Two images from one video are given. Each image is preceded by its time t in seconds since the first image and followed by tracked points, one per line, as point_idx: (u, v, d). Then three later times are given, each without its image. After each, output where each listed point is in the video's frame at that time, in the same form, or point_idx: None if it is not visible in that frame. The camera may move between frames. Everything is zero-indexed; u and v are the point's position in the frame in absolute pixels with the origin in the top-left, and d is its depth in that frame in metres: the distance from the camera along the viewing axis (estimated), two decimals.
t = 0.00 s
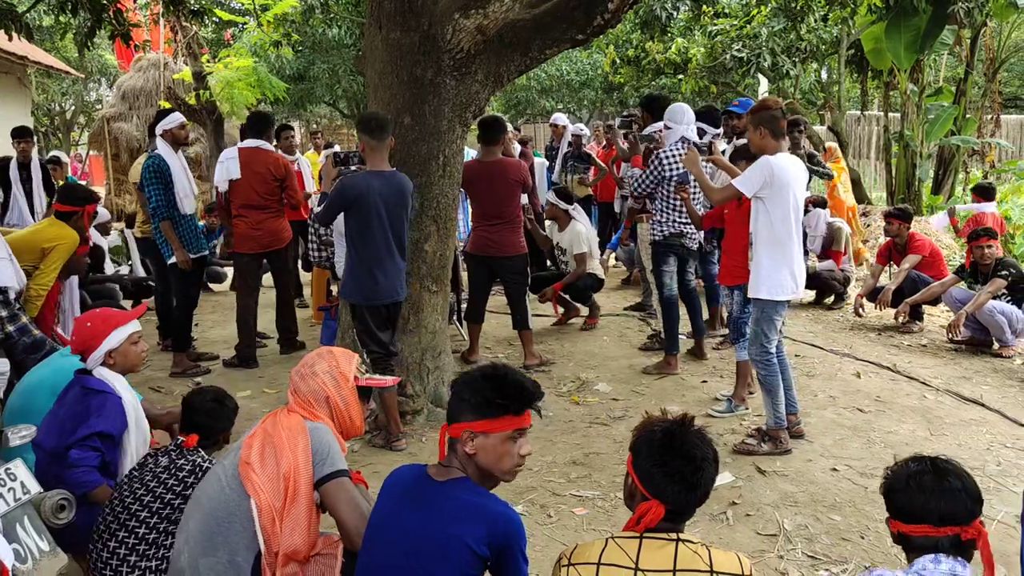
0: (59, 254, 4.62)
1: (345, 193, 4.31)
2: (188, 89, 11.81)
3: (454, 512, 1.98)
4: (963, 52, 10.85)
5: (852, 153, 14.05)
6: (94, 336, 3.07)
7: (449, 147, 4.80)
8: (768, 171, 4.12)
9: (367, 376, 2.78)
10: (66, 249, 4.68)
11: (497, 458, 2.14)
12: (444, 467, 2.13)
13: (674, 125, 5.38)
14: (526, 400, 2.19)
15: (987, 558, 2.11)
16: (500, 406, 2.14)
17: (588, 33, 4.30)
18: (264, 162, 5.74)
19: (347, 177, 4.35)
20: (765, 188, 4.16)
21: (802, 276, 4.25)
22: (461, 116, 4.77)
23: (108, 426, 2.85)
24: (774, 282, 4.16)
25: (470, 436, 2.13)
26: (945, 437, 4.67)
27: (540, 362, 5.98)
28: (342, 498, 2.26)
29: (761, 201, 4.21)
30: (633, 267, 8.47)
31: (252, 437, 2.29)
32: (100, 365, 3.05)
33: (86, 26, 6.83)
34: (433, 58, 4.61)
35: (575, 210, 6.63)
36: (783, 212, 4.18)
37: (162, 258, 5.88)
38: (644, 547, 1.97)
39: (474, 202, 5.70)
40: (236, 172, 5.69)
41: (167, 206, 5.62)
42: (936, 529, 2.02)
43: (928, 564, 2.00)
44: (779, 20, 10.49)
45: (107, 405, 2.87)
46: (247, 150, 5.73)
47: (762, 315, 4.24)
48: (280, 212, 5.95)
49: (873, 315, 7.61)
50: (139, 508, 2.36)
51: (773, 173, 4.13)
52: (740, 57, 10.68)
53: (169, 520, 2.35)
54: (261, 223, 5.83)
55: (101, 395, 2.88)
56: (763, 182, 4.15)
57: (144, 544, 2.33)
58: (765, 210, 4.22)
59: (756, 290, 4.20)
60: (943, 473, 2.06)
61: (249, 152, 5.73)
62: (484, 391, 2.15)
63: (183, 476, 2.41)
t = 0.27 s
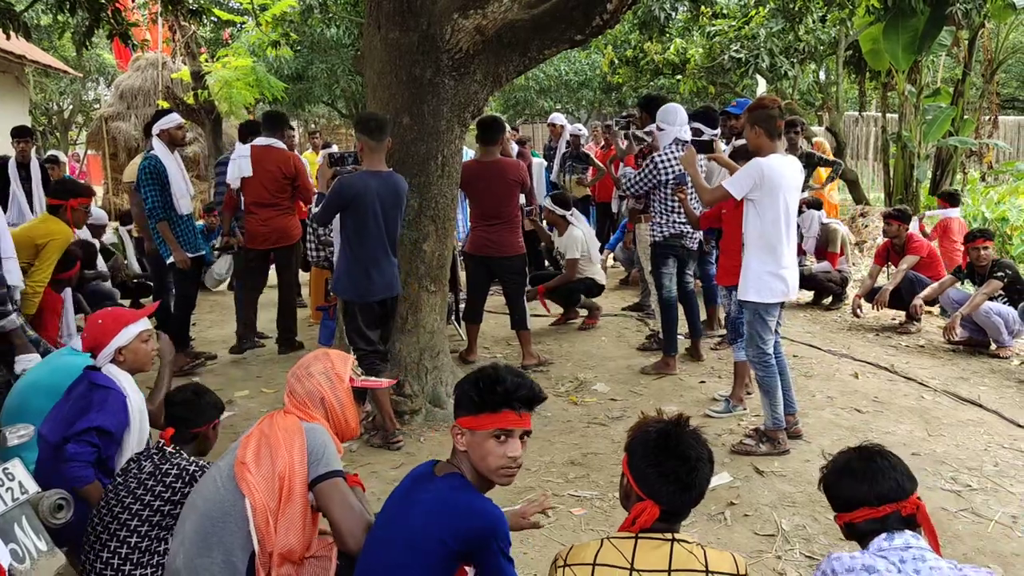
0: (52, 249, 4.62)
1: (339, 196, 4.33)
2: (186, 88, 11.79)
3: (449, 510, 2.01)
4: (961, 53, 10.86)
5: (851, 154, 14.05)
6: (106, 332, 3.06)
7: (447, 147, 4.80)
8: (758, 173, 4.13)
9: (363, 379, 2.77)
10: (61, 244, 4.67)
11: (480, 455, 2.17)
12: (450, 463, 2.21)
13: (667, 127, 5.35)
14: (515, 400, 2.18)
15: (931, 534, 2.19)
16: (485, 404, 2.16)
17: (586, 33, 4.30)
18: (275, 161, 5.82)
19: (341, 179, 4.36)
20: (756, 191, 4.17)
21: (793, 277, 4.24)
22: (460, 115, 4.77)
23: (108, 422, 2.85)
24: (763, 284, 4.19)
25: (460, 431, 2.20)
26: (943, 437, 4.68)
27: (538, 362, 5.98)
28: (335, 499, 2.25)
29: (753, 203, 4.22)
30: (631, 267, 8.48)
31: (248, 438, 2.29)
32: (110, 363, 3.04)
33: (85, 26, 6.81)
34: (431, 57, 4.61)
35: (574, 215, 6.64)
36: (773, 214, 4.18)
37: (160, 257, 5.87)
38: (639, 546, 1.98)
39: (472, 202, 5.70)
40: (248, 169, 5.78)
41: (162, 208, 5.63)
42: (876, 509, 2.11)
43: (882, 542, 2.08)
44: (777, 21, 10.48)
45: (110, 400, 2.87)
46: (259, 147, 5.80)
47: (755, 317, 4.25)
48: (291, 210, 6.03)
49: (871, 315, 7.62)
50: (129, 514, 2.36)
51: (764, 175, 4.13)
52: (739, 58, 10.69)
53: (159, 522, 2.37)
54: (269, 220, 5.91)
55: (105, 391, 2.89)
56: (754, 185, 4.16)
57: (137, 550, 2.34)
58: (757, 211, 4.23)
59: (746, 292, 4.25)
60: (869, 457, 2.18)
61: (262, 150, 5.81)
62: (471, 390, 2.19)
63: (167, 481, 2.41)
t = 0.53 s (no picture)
0: (49, 248, 4.63)
1: (337, 195, 4.34)
2: (186, 88, 11.79)
3: (446, 511, 2.02)
4: (961, 54, 10.88)
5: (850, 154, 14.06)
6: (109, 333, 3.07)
7: (447, 147, 4.80)
8: (752, 175, 4.13)
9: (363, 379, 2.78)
10: (58, 242, 4.69)
11: (478, 457, 2.17)
12: (450, 463, 2.21)
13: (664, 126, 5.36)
14: (515, 402, 2.17)
15: (943, 558, 2.17)
16: (485, 405, 2.16)
17: (586, 33, 4.31)
18: (281, 158, 5.86)
19: (339, 179, 4.37)
20: (751, 193, 4.17)
21: (788, 278, 4.24)
22: (459, 115, 4.77)
23: (103, 421, 2.85)
24: (755, 286, 4.20)
25: (460, 432, 2.20)
26: (942, 437, 4.69)
27: (537, 362, 5.98)
28: (333, 501, 2.24)
29: (749, 206, 4.22)
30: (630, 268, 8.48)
31: (247, 438, 2.29)
32: (109, 364, 3.04)
33: (85, 25, 6.81)
34: (431, 57, 4.61)
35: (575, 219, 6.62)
36: (767, 218, 4.18)
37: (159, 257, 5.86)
38: (636, 547, 1.98)
39: (472, 202, 5.69)
40: (255, 167, 5.80)
41: (164, 206, 5.62)
42: (887, 531, 2.11)
43: (893, 564, 2.06)
44: (777, 21, 10.43)
45: (105, 400, 2.88)
46: (265, 146, 5.85)
47: (752, 318, 4.26)
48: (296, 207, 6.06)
49: (871, 316, 7.63)
50: (123, 514, 2.36)
51: (758, 178, 4.13)
52: (738, 58, 10.70)
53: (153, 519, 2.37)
54: (276, 217, 5.93)
55: (99, 392, 2.90)
56: (748, 187, 4.16)
57: (131, 549, 2.35)
58: (752, 214, 4.22)
59: (739, 294, 4.27)
60: (880, 477, 2.18)
61: (267, 148, 5.85)
62: (470, 391, 2.18)
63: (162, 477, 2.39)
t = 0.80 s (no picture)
0: (49, 248, 4.63)
1: (328, 191, 4.35)
2: (184, 86, 11.78)
3: (448, 509, 2.01)
4: (960, 54, 10.90)
5: (848, 154, 14.07)
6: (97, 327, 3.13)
7: (446, 146, 4.79)
8: (749, 177, 4.13)
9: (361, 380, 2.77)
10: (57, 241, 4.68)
11: (481, 455, 2.16)
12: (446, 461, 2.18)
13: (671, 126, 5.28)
14: (518, 401, 2.17)
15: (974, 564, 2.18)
16: (489, 403, 2.15)
17: (586, 32, 4.34)
18: (285, 157, 5.87)
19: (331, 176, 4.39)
20: (747, 194, 4.17)
21: (783, 280, 4.24)
22: (458, 114, 4.77)
23: (88, 422, 2.85)
24: (751, 288, 4.21)
25: (459, 430, 2.18)
26: (941, 437, 4.69)
27: (536, 361, 5.98)
28: (334, 499, 2.24)
29: (745, 207, 4.22)
30: (629, 267, 8.48)
31: (249, 435, 2.28)
32: (95, 353, 3.10)
33: (83, 23, 6.78)
34: (430, 56, 4.59)
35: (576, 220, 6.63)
36: (762, 221, 4.18)
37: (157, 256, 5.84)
38: (629, 545, 1.97)
39: (472, 201, 5.67)
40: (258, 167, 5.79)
41: (163, 205, 5.61)
42: (921, 537, 2.10)
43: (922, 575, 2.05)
44: (776, 21, 10.38)
45: (87, 402, 2.87)
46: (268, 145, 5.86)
47: (749, 320, 4.25)
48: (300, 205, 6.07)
49: (869, 315, 7.63)
50: (122, 513, 2.35)
51: (754, 179, 4.13)
52: (737, 58, 10.69)
53: (149, 516, 2.36)
54: (279, 215, 5.93)
55: (81, 392, 2.89)
56: (745, 189, 4.16)
57: (130, 547, 2.34)
58: (748, 215, 4.22)
59: (734, 296, 4.28)
60: (914, 481, 2.16)
61: (270, 147, 5.86)
62: (473, 389, 2.17)
63: (160, 474, 2.38)
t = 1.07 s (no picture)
0: (48, 249, 4.65)
1: (304, 193, 4.40)
2: (182, 85, 11.77)
3: (443, 506, 2.02)
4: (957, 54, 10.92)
5: (846, 154, 14.10)
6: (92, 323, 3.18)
7: (444, 145, 4.80)
8: (744, 179, 4.13)
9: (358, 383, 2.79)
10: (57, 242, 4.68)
11: (475, 454, 2.17)
12: (438, 460, 2.18)
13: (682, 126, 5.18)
14: (512, 399, 2.19)
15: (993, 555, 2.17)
16: (483, 402, 2.16)
17: (584, 32, 4.38)
18: (286, 156, 5.98)
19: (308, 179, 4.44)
20: (742, 197, 4.18)
21: (773, 285, 4.27)
22: (456, 113, 4.77)
23: (92, 415, 2.87)
24: (744, 290, 4.21)
25: (453, 429, 2.19)
26: (937, 437, 4.70)
27: (534, 361, 5.99)
28: (332, 496, 2.27)
29: (739, 209, 4.24)
30: (627, 266, 8.49)
31: (246, 433, 2.27)
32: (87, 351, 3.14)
33: (81, 22, 6.78)
34: (428, 56, 4.59)
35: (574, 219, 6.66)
36: (755, 224, 4.19)
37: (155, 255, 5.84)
38: (607, 539, 1.96)
39: (470, 201, 5.68)
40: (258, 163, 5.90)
41: (160, 205, 5.61)
42: (954, 530, 2.05)
43: (934, 565, 2.04)
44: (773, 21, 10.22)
45: (88, 395, 2.89)
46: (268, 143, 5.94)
47: (742, 321, 4.27)
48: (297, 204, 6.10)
49: (866, 315, 7.65)
50: (128, 516, 2.36)
51: (749, 182, 4.14)
52: (735, 57, 10.68)
53: (155, 519, 2.37)
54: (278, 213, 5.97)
55: (81, 386, 2.90)
56: (739, 190, 4.16)
57: (137, 551, 2.35)
58: (741, 216, 4.24)
59: (727, 297, 4.29)
60: (960, 474, 2.09)
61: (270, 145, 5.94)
62: (468, 387, 2.18)
63: (167, 478, 2.38)
